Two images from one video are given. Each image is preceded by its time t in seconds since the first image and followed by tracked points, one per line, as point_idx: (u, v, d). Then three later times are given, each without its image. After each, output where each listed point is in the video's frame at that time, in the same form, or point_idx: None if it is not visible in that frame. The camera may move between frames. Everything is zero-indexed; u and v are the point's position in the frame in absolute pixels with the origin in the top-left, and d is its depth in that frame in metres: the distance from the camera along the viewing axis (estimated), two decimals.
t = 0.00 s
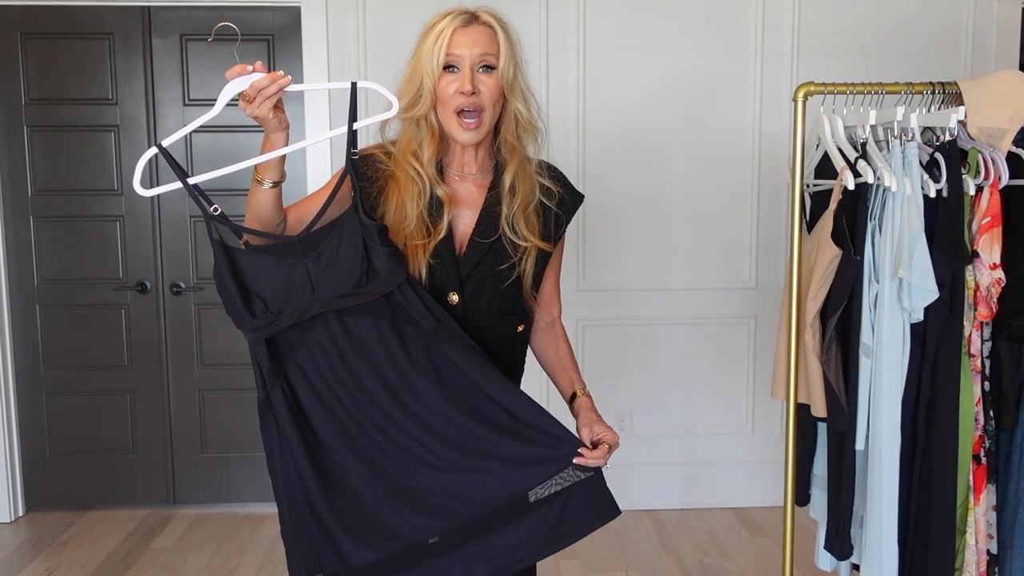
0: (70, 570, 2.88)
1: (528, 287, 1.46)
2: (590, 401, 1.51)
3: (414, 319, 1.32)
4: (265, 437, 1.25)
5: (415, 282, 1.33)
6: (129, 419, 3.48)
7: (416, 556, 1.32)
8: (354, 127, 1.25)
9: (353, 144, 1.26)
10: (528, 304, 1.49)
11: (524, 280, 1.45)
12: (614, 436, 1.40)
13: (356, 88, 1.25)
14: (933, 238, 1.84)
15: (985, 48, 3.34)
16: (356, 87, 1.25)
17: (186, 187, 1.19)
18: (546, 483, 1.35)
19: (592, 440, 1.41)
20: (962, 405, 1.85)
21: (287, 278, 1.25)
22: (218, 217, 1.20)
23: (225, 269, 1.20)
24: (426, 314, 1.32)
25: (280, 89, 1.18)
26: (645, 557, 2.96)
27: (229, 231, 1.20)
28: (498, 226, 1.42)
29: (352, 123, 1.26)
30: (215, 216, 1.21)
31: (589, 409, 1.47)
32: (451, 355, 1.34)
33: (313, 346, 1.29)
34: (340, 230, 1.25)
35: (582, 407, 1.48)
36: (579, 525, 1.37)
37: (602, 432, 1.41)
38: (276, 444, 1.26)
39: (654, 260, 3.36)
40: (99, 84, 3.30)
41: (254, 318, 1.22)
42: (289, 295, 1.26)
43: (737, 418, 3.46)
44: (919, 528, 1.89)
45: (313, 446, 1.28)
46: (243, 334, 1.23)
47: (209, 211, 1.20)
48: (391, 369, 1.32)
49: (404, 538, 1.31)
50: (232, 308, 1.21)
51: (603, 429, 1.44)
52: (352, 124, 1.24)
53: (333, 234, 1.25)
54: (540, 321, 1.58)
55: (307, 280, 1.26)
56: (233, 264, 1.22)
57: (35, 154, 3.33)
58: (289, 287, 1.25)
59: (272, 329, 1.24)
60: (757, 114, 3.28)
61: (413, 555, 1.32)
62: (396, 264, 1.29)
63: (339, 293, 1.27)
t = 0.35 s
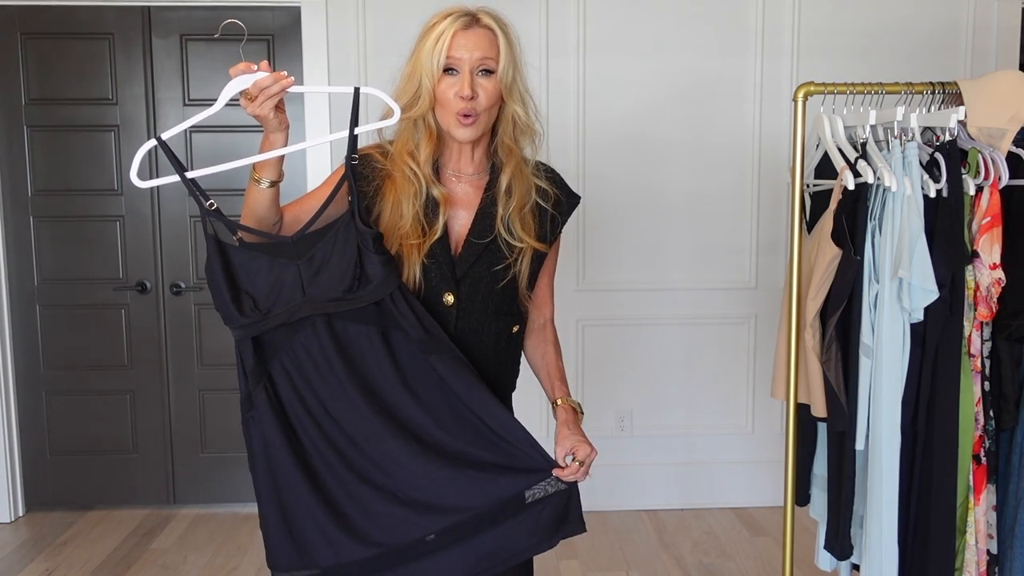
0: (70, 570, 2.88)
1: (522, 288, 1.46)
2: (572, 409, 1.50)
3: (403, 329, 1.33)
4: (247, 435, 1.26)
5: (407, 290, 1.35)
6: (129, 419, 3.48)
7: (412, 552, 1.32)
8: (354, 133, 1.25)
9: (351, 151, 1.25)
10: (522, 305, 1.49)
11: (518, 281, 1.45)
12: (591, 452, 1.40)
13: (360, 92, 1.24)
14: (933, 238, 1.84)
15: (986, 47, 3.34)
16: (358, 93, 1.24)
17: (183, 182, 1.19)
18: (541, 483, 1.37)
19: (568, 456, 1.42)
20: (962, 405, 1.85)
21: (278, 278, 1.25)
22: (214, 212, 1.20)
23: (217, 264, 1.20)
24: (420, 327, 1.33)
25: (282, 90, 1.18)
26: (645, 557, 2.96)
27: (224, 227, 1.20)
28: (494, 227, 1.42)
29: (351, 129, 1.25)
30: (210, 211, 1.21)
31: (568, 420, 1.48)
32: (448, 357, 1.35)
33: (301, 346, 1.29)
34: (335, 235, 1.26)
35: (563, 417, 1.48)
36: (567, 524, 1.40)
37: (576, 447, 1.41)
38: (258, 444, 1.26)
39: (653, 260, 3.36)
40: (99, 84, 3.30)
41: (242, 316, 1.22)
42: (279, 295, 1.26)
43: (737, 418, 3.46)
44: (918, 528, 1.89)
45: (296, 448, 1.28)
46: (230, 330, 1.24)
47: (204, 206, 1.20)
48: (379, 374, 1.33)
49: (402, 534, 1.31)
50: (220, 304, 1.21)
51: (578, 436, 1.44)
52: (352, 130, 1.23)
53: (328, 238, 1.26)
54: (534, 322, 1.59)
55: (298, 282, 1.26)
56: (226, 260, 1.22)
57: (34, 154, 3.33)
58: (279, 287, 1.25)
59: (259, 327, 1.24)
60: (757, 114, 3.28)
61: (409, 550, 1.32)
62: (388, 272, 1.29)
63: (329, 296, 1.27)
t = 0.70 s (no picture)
0: (70, 570, 2.88)
1: (521, 288, 1.46)
2: (572, 408, 1.50)
3: (400, 328, 1.33)
4: (246, 435, 1.24)
5: (406, 290, 1.34)
6: (129, 419, 3.48)
7: (412, 549, 1.34)
8: (354, 131, 1.25)
9: (350, 148, 1.25)
10: (521, 305, 1.49)
11: (517, 282, 1.45)
12: (589, 454, 1.41)
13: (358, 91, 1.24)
14: (933, 237, 1.84)
15: (985, 48, 3.34)
16: (358, 91, 1.24)
17: (182, 181, 1.19)
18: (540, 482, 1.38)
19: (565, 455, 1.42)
20: (962, 405, 1.85)
21: (277, 278, 1.25)
22: (213, 212, 1.20)
23: (216, 264, 1.20)
24: (415, 325, 1.33)
25: (282, 89, 1.18)
26: (645, 557, 2.96)
27: (223, 227, 1.20)
28: (492, 227, 1.42)
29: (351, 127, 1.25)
30: (209, 211, 1.21)
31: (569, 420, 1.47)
32: (445, 356, 1.35)
33: (300, 345, 1.29)
34: (334, 234, 1.26)
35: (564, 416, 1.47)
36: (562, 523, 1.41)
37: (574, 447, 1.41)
38: (257, 443, 1.24)
39: (653, 259, 3.36)
40: (99, 84, 3.30)
41: (242, 316, 1.22)
42: (279, 295, 1.26)
43: (737, 418, 3.46)
44: (918, 528, 1.89)
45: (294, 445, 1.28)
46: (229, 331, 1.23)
47: (203, 206, 1.20)
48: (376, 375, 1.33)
49: (404, 530, 1.33)
50: (220, 305, 1.21)
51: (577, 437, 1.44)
52: (352, 128, 1.24)
53: (327, 237, 1.26)
54: (532, 322, 1.59)
55: (298, 281, 1.26)
56: (225, 260, 1.21)
57: (34, 154, 3.33)
58: (279, 287, 1.25)
59: (259, 328, 1.24)
60: (757, 114, 3.28)
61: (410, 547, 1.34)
62: (387, 270, 1.29)
63: (329, 296, 1.27)
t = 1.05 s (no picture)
0: (70, 570, 2.88)
1: (520, 289, 1.46)
2: (577, 410, 1.51)
3: (398, 326, 1.33)
4: (244, 436, 1.25)
5: (403, 288, 1.34)
6: (129, 419, 3.48)
7: (412, 551, 1.34)
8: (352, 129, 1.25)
9: (350, 147, 1.25)
10: (521, 306, 1.49)
11: (515, 282, 1.45)
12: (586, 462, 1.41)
13: (357, 90, 1.23)
14: (933, 237, 1.84)
15: (985, 48, 3.34)
16: (357, 90, 1.23)
17: (180, 181, 1.19)
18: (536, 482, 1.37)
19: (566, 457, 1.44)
20: (962, 405, 1.85)
21: (275, 278, 1.25)
22: (211, 212, 1.20)
23: (213, 264, 1.20)
24: (412, 323, 1.33)
25: (281, 88, 1.18)
26: (645, 557, 2.96)
27: (221, 228, 1.20)
28: (490, 227, 1.42)
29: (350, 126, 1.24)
30: (207, 211, 1.20)
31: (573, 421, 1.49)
32: (442, 356, 1.35)
33: (298, 346, 1.29)
34: (331, 234, 1.26)
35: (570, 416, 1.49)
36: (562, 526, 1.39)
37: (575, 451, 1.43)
38: (254, 445, 1.25)
39: (653, 259, 3.36)
40: (99, 84, 3.30)
41: (240, 316, 1.22)
42: (277, 295, 1.26)
43: (737, 418, 3.46)
44: (918, 528, 1.89)
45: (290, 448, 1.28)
46: (227, 331, 1.24)
47: (201, 206, 1.20)
48: (372, 376, 1.32)
49: (404, 534, 1.33)
50: (218, 305, 1.21)
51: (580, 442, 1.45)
52: (351, 127, 1.23)
53: (324, 237, 1.26)
54: (531, 322, 1.59)
55: (296, 281, 1.26)
56: (222, 259, 1.22)
57: (34, 154, 3.33)
58: (277, 287, 1.25)
59: (256, 328, 1.24)
60: (757, 114, 3.28)
61: (409, 550, 1.34)
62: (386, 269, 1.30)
63: (327, 296, 1.27)
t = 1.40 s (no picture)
0: (70, 570, 2.88)
1: (520, 290, 1.46)
2: (576, 413, 1.51)
3: (401, 328, 1.33)
4: (244, 434, 1.25)
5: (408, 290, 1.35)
6: (129, 419, 3.48)
7: (411, 555, 1.34)
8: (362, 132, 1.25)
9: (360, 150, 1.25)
10: (521, 307, 1.49)
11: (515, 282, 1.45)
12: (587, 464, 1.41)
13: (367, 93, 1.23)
14: (933, 237, 1.84)
15: (985, 48, 3.34)
16: (366, 93, 1.23)
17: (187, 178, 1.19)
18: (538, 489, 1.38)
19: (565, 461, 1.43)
20: (962, 405, 1.85)
21: (281, 277, 1.25)
22: (218, 210, 1.20)
23: (221, 262, 1.20)
24: (416, 324, 1.33)
25: (292, 88, 1.18)
26: (645, 557, 2.96)
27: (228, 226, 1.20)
28: (490, 228, 1.42)
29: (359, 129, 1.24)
30: (214, 209, 1.20)
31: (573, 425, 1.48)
32: (444, 360, 1.35)
33: (301, 347, 1.29)
34: (338, 235, 1.26)
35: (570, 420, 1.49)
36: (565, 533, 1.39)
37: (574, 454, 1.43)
38: (255, 444, 1.25)
39: (653, 259, 3.35)
40: (99, 84, 3.29)
41: (245, 316, 1.23)
42: (283, 295, 1.26)
43: (737, 418, 3.46)
44: (918, 529, 1.89)
45: (290, 449, 1.28)
46: (232, 329, 1.24)
47: (208, 203, 1.20)
48: (374, 379, 1.32)
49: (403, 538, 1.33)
50: (224, 305, 1.22)
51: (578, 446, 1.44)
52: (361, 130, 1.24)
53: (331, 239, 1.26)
54: (532, 323, 1.58)
55: (302, 281, 1.26)
56: (229, 258, 1.22)
57: (34, 154, 3.33)
58: (283, 287, 1.25)
59: (261, 327, 1.24)
60: (757, 114, 3.28)
61: (409, 554, 1.33)
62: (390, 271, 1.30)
63: (333, 297, 1.28)
